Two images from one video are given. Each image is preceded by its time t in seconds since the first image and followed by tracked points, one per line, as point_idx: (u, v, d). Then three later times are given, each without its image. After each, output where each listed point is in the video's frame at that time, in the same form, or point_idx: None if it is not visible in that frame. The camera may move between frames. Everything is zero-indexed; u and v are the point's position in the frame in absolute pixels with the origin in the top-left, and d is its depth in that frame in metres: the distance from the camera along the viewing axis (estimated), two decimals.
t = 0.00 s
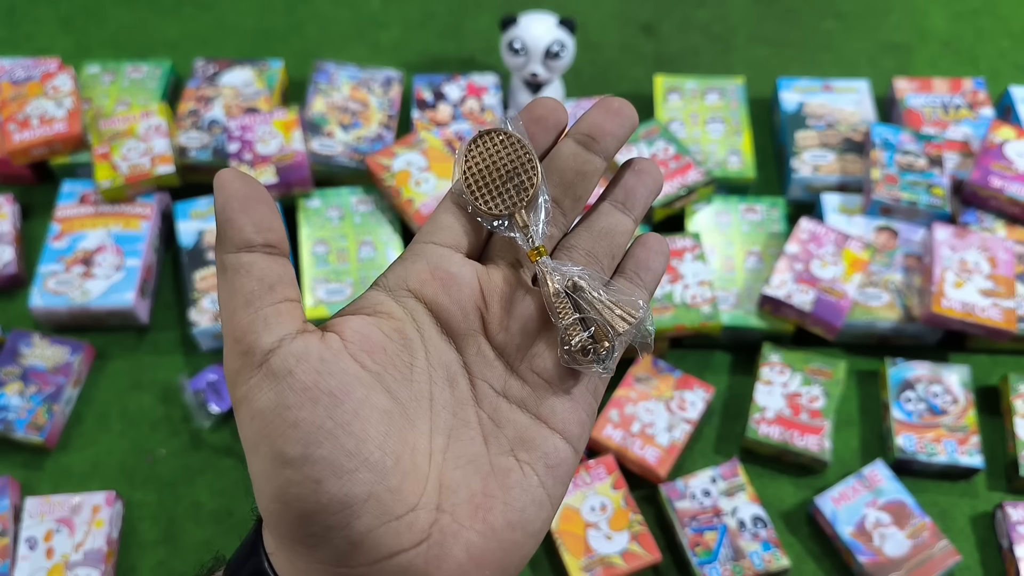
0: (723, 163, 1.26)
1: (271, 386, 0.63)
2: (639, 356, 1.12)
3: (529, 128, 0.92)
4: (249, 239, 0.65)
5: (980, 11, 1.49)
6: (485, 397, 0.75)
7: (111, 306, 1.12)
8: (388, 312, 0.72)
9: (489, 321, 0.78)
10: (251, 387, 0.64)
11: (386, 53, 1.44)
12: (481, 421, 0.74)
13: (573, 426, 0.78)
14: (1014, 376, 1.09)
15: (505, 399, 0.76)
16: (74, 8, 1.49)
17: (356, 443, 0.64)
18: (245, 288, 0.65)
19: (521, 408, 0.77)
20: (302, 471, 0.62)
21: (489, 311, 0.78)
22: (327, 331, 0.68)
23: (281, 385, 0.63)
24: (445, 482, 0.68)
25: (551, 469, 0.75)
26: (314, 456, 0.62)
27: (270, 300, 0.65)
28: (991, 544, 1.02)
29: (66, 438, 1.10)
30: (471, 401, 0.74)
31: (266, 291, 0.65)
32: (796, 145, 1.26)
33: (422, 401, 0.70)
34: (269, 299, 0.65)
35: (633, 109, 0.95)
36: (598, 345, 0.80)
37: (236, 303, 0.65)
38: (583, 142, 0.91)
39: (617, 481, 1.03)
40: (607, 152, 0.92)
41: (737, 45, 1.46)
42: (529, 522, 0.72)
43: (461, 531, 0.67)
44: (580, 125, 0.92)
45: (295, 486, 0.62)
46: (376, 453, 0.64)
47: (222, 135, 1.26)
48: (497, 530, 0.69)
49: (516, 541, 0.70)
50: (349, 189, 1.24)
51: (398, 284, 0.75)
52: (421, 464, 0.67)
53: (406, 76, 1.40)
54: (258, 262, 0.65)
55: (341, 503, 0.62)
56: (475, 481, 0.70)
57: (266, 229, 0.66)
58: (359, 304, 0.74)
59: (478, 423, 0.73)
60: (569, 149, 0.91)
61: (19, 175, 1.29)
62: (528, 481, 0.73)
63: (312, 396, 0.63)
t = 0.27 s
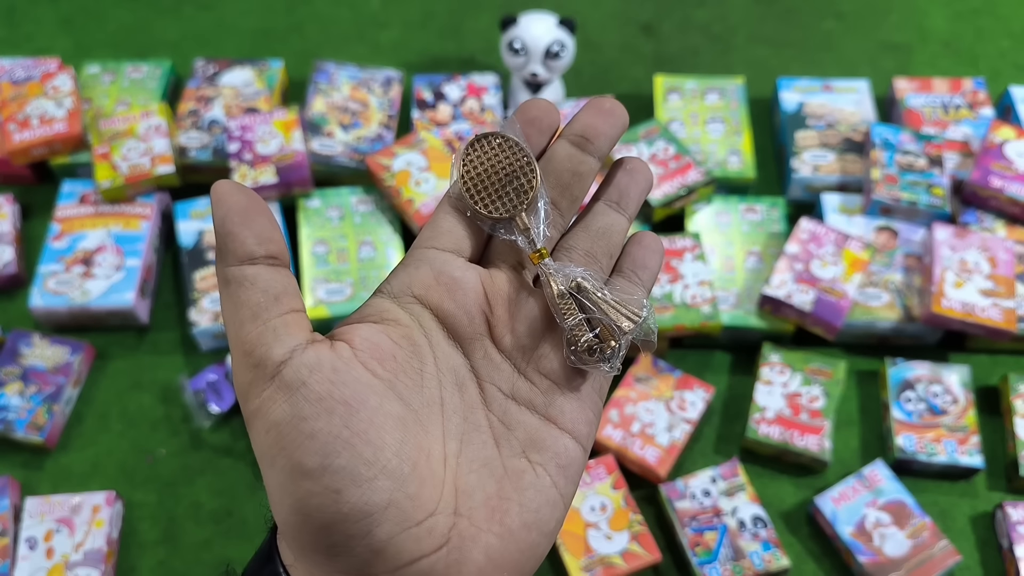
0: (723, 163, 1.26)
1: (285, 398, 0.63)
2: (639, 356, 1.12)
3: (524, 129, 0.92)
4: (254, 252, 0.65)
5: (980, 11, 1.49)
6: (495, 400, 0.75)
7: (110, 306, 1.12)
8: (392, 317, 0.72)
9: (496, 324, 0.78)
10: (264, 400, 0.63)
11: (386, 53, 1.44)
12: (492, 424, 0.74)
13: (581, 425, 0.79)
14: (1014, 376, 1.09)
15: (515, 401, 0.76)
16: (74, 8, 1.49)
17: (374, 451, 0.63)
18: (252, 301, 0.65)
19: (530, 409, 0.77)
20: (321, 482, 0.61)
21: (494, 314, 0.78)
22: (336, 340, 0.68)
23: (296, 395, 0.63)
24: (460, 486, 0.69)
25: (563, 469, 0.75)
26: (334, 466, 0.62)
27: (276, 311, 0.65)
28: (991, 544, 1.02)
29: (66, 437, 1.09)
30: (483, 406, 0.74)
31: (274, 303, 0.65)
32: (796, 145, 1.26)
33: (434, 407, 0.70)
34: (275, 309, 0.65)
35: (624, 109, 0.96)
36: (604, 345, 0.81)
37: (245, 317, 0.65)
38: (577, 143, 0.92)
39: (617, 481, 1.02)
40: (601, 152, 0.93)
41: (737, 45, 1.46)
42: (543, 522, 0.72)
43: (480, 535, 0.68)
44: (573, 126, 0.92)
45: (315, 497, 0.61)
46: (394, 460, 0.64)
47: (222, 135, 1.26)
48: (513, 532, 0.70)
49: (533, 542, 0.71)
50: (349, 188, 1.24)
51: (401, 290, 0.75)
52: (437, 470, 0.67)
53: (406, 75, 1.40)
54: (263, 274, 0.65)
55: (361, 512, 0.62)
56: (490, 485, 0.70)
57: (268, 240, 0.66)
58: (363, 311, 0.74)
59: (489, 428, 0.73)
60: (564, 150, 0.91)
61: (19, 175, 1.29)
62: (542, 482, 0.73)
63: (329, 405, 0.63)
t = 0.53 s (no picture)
0: (723, 163, 1.26)
1: (278, 421, 0.62)
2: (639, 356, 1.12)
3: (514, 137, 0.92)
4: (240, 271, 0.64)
5: (980, 11, 1.49)
6: (491, 415, 0.75)
7: (110, 306, 1.12)
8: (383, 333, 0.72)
9: (490, 337, 0.78)
10: (256, 423, 0.63)
11: (386, 53, 1.44)
12: (488, 439, 0.74)
13: (581, 438, 0.79)
14: (1014, 376, 1.09)
15: (511, 416, 0.76)
16: (74, 8, 1.49)
17: (370, 473, 0.63)
18: (240, 322, 0.64)
19: (527, 423, 0.77)
20: (317, 507, 0.61)
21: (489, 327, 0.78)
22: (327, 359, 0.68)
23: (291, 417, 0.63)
24: (459, 504, 0.69)
25: (562, 483, 0.76)
26: (329, 490, 0.61)
27: (265, 331, 0.65)
28: (991, 544, 1.02)
29: (66, 437, 1.09)
30: (479, 423, 0.74)
31: (263, 324, 0.65)
32: (796, 145, 1.26)
33: (430, 424, 0.70)
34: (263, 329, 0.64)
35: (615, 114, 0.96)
36: (600, 355, 0.81)
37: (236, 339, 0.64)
38: (568, 151, 0.92)
39: (617, 481, 1.02)
40: (592, 159, 0.93)
41: (737, 45, 1.46)
42: (543, 539, 0.72)
43: (480, 553, 0.68)
44: (564, 133, 0.92)
45: (311, 522, 0.61)
46: (390, 481, 0.64)
47: (222, 135, 1.26)
48: (514, 550, 0.70)
49: (533, 559, 0.71)
50: (349, 189, 1.24)
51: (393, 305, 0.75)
52: (435, 489, 0.67)
53: (406, 75, 1.40)
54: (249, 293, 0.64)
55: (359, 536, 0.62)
56: (489, 502, 0.70)
57: (254, 258, 0.65)
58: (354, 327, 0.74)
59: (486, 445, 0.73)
60: (555, 158, 0.91)
61: (19, 175, 1.29)
62: (541, 498, 0.73)
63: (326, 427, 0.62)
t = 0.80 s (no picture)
0: (723, 163, 1.26)
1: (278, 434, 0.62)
2: (639, 356, 1.12)
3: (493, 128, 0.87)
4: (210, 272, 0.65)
5: (981, 11, 1.49)
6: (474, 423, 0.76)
7: (110, 306, 1.12)
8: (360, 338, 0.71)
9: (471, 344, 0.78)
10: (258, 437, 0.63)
11: (386, 53, 1.44)
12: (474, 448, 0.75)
13: (572, 442, 0.80)
14: (1014, 376, 1.09)
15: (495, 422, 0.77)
16: (74, 7, 1.49)
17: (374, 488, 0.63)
18: (373, 322, 0.63)
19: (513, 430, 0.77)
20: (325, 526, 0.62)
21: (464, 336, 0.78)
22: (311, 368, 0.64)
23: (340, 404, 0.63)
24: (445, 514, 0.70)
25: (550, 491, 0.77)
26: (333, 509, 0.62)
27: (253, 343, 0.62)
28: (991, 544, 1.02)
29: (66, 437, 1.09)
30: (465, 429, 0.75)
31: (383, 321, 0.64)
32: (796, 145, 1.26)
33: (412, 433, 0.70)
34: (341, 328, 0.63)
35: (618, 86, 0.86)
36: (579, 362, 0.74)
37: (335, 335, 0.63)
38: (553, 140, 0.87)
39: (617, 480, 1.02)
40: (583, 149, 0.87)
41: (737, 45, 1.46)
42: (532, 548, 0.74)
43: (469, 563, 0.69)
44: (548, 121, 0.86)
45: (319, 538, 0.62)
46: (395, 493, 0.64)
47: (222, 136, 1.26)
48: (502, 559, 0.71)
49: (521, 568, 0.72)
50: (349, 189, 1.24)
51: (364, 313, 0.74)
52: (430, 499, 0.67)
53: (406, 75, 1.40)
54: (383, 291, 0.63)
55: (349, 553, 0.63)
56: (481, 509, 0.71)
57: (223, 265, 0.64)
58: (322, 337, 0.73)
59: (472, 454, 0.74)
60: (537, 152, 0.87)
61: (19, 175, 1.29)
62: (529, 507, 0.75)
63: (377, 416, 0.62)
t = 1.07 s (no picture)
0: (724, 163, 1.25)
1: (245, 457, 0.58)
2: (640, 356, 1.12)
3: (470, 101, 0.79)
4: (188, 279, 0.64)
5: (983, 10, 1.48)
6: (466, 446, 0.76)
7: (108, 306, 1.12)
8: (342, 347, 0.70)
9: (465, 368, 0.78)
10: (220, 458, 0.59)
11: (385, 52, 1.43)
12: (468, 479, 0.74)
13: (575, 464, 0.78)
14: (1016, 376, 1.09)
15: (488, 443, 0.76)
16: (72, 6, 1.48)
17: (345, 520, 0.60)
18: (369, 348, 0.58)
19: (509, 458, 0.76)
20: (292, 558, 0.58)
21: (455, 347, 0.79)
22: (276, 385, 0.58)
23: (303, 452, 0.57)
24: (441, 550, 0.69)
25: (548, 524, 0.76)
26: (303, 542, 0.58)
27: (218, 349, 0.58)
28: (994, 545, 1.01)
29: (64, 438, 1.09)
30: (460, 456, 0.75)
31: (379, 348, 0.59)
32: (798, 144, 1.26)
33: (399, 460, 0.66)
34: (333, 351, 0.58)
35: (613, 36, 0.76)
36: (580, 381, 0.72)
37: (322, 359, 0.58)
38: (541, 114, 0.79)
39: (617, 481, 1.02)
40: (573, 122, 0.80)
41: (738, 44, 1.45)
42: None
43: None
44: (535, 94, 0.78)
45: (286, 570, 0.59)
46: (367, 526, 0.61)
47: (221, 135, 1.26)
48: None
49: None
50: (348, 188, 1.24)
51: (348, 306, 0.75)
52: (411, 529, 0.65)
53: (406, 74, 1.40)
54: (384, 311, 0.59)
55: None
56: (474, 545, 0.71)
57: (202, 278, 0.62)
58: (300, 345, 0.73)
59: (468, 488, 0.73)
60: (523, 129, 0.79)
61: (17, 175, 1.28)
62: (526, 544, 0.75)
63: (359, 456, 0.57)
